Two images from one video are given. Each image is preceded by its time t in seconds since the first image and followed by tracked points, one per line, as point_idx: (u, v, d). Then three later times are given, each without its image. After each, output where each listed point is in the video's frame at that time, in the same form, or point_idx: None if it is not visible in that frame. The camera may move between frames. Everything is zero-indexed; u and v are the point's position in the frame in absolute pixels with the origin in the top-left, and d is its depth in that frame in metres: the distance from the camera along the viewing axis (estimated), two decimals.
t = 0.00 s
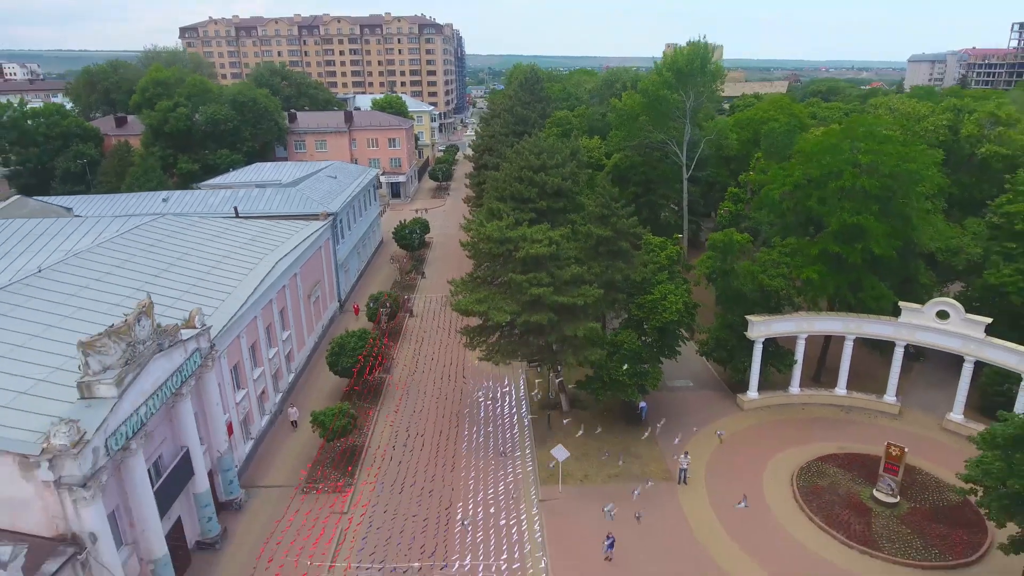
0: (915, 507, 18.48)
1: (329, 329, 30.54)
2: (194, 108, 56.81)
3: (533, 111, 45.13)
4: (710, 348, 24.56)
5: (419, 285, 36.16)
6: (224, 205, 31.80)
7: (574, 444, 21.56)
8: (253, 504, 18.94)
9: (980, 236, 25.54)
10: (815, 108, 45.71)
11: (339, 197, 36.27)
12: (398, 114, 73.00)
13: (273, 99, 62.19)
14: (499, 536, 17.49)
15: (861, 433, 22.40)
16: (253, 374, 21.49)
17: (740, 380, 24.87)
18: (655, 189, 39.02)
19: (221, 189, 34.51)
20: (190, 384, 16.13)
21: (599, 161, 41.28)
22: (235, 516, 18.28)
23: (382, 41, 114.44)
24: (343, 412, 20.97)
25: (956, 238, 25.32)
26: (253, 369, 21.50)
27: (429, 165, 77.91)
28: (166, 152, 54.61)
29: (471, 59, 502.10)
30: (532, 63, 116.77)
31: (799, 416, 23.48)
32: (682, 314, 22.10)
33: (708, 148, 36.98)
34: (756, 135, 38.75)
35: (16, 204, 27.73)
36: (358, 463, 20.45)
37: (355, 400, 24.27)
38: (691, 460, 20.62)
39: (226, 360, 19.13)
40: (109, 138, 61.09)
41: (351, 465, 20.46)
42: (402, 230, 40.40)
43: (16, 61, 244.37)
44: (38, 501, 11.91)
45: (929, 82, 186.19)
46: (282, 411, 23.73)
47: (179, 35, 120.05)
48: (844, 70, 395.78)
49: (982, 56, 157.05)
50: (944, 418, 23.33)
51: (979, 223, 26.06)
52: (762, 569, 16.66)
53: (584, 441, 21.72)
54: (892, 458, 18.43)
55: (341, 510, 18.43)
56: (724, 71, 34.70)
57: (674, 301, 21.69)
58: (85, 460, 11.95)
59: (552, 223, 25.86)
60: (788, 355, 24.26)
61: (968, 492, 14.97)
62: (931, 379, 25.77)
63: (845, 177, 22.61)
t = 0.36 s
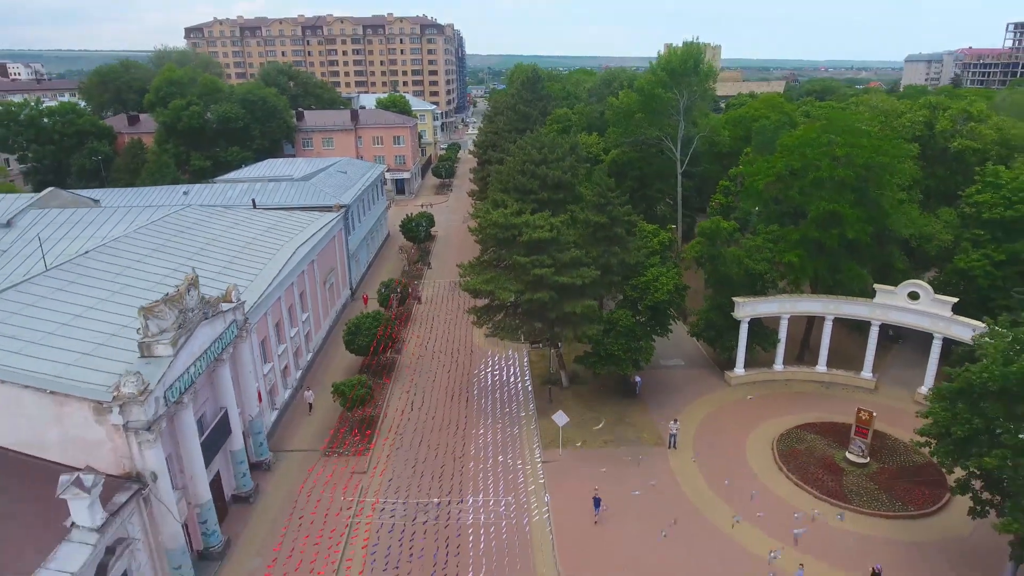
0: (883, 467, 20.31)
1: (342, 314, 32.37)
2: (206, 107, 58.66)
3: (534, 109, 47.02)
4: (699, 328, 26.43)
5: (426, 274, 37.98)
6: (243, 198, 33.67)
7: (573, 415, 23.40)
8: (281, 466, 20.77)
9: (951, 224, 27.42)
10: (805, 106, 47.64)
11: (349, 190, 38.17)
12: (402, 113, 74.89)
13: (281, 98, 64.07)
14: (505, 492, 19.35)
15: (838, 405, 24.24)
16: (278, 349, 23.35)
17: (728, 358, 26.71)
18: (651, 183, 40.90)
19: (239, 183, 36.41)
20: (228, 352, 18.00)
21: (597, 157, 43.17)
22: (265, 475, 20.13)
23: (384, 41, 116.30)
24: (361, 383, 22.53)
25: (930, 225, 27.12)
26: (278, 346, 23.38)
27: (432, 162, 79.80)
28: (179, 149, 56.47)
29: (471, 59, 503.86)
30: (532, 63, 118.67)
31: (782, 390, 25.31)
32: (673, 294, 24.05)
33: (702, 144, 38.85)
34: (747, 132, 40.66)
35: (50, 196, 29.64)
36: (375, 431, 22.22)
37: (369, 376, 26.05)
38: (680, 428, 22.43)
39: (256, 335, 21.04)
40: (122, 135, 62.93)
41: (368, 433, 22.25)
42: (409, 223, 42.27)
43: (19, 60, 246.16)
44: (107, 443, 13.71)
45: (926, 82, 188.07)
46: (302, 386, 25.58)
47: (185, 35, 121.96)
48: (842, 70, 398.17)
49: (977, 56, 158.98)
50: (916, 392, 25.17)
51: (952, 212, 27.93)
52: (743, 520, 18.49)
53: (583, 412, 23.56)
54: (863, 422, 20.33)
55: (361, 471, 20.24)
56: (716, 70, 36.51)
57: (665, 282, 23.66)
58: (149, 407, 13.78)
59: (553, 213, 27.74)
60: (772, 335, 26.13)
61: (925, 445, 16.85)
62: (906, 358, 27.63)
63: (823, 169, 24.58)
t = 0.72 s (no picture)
0: (860, 438, 21.93)
1: (353, 302, 33.99)
2: (215, 106, 60.28)
3: (535, 108, 48.69)
4: (691, 314, 28.10)
5: (432, 265, 39.58)
6: (257, 192, 35.34)
7: (572, 393, 25.03)
8: (301, 438, 22.37)
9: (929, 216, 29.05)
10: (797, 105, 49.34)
11: (358, 186, 39.85)
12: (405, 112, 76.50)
13: (288, 97, 65.70)
14: (511, 458, 21.01)
15: (821, 384, 25.85)
16: (297, 331, 24.99)
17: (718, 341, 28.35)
18: (647, 179, 42.56)
19: (252, 178, 38.08)
20: (256, 328, 19.65)
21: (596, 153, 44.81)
22: (287, 445, 21.77)
23: (386, 41, 117.82)
24: (376, 361, 24.10)
25: (908, 216, 28.75)
26: (298, 327, 25.04)
27: (434, 160, 81.45)
28: (190, 147, 58.10)
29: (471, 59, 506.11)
30: (532, 63, 120.28)
31: (769, 371, 26.91)
32: (666, 279, 25.76)
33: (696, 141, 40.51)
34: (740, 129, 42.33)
35: (78, 189, 31.31)
36: (388, 407, 23.80)
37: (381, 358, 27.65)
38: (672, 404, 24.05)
39: (279, 315, 22.70)
40: (133, 134, 64.55)
41: (382, 408, 23.84)
42: (414, 218, 43.89)
43: (21, 59, 248.06)
44: (156, 404, 15.33)
45: (922, 82, 189.66)
46: (318, 367, 27.22)
47: (189, 35, 123.64)
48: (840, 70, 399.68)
49: (973, 56, 160.36)
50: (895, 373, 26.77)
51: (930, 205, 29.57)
52: (729, 483, 20.15)
53: (582, 391, 25.19)
54: (840, 396, 21.98)
55: (377, 442, 21.79)
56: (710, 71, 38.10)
57: (659, 267, 25.42)
58: (192, 371, 15.39)
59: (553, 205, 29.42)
60: (760, 319, 27.77)
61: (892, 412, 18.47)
62: (887, 342, 29.23)
63: (806, 163, 26.30)
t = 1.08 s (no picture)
0: (841, 413, 23.52)
1: (363, 292, 35.55)
2: (224, 105, 61.81)
3: (536, 106, 50.29)
4: (685, 301, 29.71)
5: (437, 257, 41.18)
6: (271, 187, 36.90)
7: (573, 373, 26.62)
8: (319, 413, 23.96)
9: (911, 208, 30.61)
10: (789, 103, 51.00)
11: (366, 181, 41.43)
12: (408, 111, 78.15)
13: (295, 96, 67.28)
14: (517, 431, 22.54)
15: (807, 365, 27.44)
16: (313, 315, 26.55)
17: (711, 327, 29.93)
18: (644, 175, 44.19)
19: (265, 173, 39.62)
20: (280, 309, 21.25)
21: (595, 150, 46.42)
22: (307, 419, 23.35)
23: (388, 41, 119.35)
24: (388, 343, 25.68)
25: (892, 208, 30.29)
26: (314, 311, 26.67)
27: (437, 158, 83.15)
28: (200, 145, 59.65)
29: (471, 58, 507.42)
30: (532, 63, 121.95)
31: (758, 354, 28.49)
32: (661, 267, 27.36)
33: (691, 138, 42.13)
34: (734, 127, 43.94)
35: (102, 183, 32.93)
36: (400, 386, 25.36)
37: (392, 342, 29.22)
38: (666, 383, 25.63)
39: (298, 299, 24.32)
40: (143, 132, 66.09)
41: (394, 387, 25.40)
42: (419, 213, 45.47)
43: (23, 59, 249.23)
44: (195, 372, 16.90)
45: (918, 81, 191.29)
46: (332, 351, 28.78)
47: (194, 35, 125.26)
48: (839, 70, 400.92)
49: (969, 56, 162.01)
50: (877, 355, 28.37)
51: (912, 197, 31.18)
52: (719, 453, 21.72)
53: (581, 372, 26.77)
54: (822, 373, 23.58)
55: (390, 416, 23.36)
56: (704, 70, 39.69)
57: (653, 257, 26.84)
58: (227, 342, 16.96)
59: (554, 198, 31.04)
60: (750, 306, 29.36)
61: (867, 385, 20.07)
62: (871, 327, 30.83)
63: (793, 157, 27.90)
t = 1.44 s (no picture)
0: (824, 392, 25.05)
1: (371, 283, 37.06)
2: (232, 104, 63.31)
3: (537, 105, 51.86)
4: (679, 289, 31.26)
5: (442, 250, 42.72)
6: (282, 182, 38.39)
7: (572, 357, 28.16)
8: (335, 393, 25.51)
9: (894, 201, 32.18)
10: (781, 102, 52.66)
11: (373, 177, 42.95)
12: (411, 110, 79.76)
13: (300, 95, 68.86)
14: (521, 409, 24.07)
15: (794, 349, 28.97)
16: (327, 302, 28.09)
17: (704, 314, 31.46)
18: (641, 171, 45.78)
19: (276, 169, 41.11)
20: (299, 292, 22.83)
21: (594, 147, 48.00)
22: (323, 398, 24.90)
23: (389, 42, 120.94)
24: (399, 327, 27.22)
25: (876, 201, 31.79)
26: (328, 298, 28.23)
27: (439, 157, 84.76)
28: (209, 143, 61.14)
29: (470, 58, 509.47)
30: (532, 63, 123.67)
31: (748, 339, 30.03)
32: (656, 256, 28.93)
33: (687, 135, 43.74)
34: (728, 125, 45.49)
35: (123, 178, 34.54)
36: (410, 368, 26.89)
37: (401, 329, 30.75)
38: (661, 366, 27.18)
39: (315, 285, 25.88)
40: (152, 131, 67.55)
41: (404, 369, 26.93)
42: (424, 208, 46.97)
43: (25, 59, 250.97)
44: (226, 347, 18.47)
45: (916, 80, 192.75)
46: (344, 337, 30.30)
47: (197, 36, 126.85)
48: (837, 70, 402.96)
49: (964, 56, 163.72)
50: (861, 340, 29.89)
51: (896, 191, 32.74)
52: (709, 428, 23.25)
53: (581, 356, 28.32)
54: (806, 354, 25.12)
55: (402, 395, 24.90)
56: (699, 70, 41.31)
57: (648, 246, 28.54)
58: (255, 320, 18.50)
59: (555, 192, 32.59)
60: (741, 294, 30.92)
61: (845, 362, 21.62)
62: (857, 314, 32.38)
63: (781, 153, 29.46)
